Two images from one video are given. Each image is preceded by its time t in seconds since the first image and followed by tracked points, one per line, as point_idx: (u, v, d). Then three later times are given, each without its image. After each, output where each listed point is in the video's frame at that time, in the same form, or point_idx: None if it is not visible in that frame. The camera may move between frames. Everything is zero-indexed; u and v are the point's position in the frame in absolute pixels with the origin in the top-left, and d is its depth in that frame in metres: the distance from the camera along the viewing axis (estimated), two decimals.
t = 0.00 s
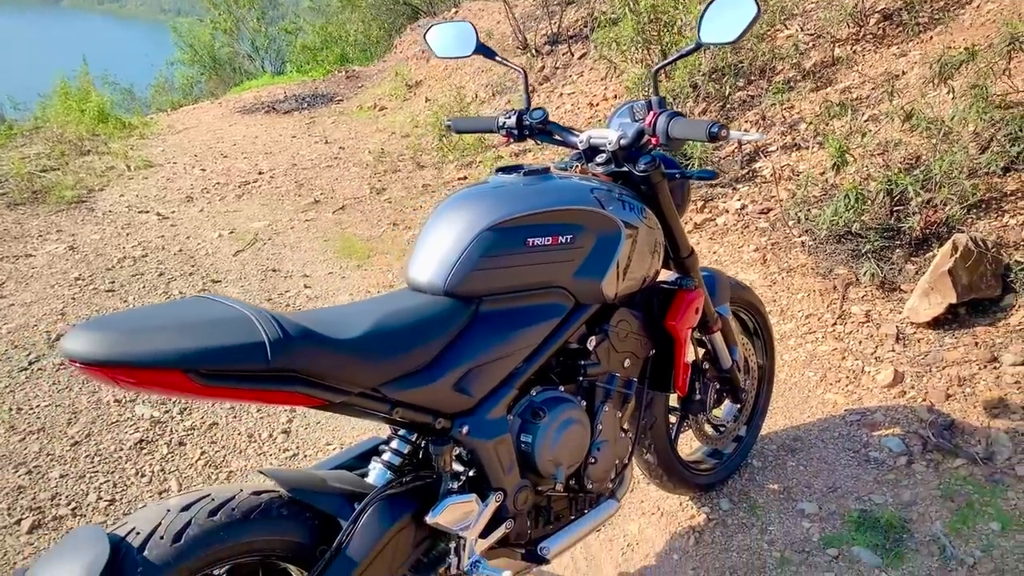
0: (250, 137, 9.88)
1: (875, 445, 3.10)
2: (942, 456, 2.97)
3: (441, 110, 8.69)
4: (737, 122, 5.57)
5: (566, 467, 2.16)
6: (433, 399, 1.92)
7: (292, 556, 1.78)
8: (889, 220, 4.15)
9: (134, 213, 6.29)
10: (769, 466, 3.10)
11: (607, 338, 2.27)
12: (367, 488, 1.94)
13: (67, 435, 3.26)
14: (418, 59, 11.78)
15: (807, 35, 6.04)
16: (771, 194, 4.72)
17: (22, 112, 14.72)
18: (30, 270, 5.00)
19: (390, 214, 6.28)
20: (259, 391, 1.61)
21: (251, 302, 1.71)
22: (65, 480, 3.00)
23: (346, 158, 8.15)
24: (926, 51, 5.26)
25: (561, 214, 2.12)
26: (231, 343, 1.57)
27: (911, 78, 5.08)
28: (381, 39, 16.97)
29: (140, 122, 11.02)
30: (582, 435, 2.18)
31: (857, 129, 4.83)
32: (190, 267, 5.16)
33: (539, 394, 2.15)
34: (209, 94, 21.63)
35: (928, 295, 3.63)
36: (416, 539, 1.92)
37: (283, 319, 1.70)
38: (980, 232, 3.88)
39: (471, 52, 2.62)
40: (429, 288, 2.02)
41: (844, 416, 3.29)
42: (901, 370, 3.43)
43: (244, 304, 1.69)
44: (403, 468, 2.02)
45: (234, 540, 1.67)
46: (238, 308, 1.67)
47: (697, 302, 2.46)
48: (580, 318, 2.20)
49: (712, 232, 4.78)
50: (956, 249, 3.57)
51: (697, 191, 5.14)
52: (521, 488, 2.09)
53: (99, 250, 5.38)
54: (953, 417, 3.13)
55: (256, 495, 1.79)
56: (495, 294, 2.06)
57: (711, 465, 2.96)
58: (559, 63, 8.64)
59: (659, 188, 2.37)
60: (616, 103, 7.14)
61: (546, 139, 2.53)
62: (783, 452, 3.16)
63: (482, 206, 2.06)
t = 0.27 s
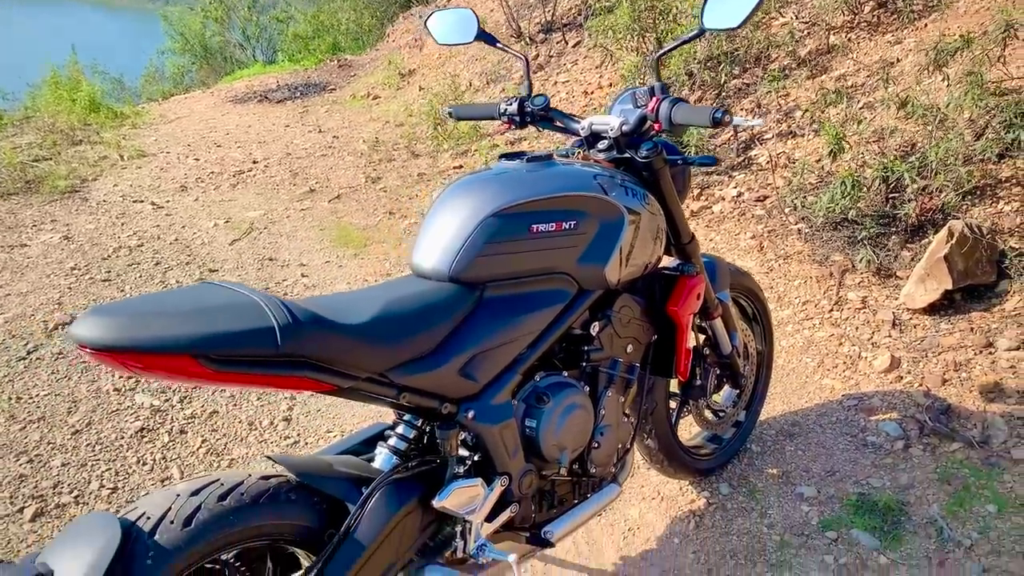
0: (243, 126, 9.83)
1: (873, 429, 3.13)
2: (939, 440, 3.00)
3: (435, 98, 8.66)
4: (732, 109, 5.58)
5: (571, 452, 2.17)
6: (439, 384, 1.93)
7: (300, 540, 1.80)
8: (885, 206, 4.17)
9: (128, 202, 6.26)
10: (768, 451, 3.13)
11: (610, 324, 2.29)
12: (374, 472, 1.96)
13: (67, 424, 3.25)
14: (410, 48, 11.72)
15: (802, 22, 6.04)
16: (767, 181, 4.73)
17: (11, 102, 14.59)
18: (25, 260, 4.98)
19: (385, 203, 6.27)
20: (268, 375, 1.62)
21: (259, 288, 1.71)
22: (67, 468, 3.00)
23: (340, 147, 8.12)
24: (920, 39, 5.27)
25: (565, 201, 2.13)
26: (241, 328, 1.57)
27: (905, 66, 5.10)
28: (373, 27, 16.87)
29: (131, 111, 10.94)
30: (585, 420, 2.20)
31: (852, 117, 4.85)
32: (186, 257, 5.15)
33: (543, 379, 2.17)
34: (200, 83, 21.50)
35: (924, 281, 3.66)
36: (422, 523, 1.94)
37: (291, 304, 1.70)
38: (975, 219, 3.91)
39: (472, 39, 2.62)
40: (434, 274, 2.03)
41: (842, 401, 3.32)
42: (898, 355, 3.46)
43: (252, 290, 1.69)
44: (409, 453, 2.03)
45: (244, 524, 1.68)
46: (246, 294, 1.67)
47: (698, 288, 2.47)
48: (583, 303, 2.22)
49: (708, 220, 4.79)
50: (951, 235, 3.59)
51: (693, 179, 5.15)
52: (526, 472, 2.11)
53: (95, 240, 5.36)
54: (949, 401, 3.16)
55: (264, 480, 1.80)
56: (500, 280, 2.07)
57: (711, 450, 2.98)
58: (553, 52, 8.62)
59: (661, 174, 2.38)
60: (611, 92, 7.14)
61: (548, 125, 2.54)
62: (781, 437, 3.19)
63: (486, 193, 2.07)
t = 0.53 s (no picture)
0: (235, 121, 9.79)
1: (868, 420, 3.16)
2: (934, 430, 3.04)
3: (427, 92, 8.65)
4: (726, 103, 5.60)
5: (573, 443, 2.19)
6: (443, 376, 1.94)
7: (306, 532, 1.81)
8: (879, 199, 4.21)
9: (121, 198, 6.23)
10: (765, 442, 3.16)
11: (611, 316, 2.31)
12: (378, 465, 1.97)
13: (66, 419, 3.25)
14: (402, 42, 11.69)
15: (794, 16, 6.06)
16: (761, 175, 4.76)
17: None
18: (19, 255, 4.96)
19: (380, 197, 6.27)
20: (276, 368, 1.63)
21: (265, 282, 1.72)
22: (66, 463, 3.00)
23: (333, 141, 8.11)
24: (912, 32, 5.30)
25: (566, 194, 2.15)
26: (249, 322, 1.58)
27: (898, 60, 5.13)
28: (364, 21, 16.80)
29: (121, 106, 10.87)
30: (587, 411, 2.22)
31: (846, 110, 4.87)
32: (180, 252, 5.14)
33: (545, 371, 2.19)
34: (189, 78, 21.38)
35: (918, 273, 3.69)
36: (427, 514, 1.95)
37: (298, 298, 1.71)
38: (968, 211, 3.94)
39: (471, 32, 2.63)
40: (437, 267, 2.04)
41: (837, 392, 3.35)
42: (892, 346, 3.50)
43: (258, 284, 1.70)
44: (413, 445, 2.05)
45: (252, 516, 1.69)
46: (253, 288, 1.68)
47: (698, 280, 2.49)
48: (584, 296, 2.24)
49: (703, 213, 4.81)
50: (945, 227, 3.62)
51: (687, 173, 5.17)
52: (529, 463, 2.13)
53: (88, 235, 5.34)
54: (943, 391, 3.20)
55: (270, 473, 1.81)
56: (502, 272, 2.08)
57: (709, 441, 3.01)
58: (545, 46, 8.62)
59: (661, 167, 2.40)
60: (605, 85, 7.14)
61: (547, 119, 2.55)
62: (778, 428, 3.23)
63: (488, 186, 2.08)
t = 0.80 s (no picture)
0: (224, 120, 9.74)
1: (864, 416, 3.19)
2: (929, 425, 3.06)
3: (418, 91, 8.63)
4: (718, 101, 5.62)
5: (575, 441, 2.20)
6: (447, 374, 1.94)
7: (312, 531, 1.80)
8: (871, 197, 4.23)
9: (111, 197, 6.19)
10: (762, 439, 3.18)
11: (612, 314, 2.32)
12: (382, 463, 1.97)
13: (61, 420, 3.23)
14: (391, 40, 11.66)
15: (785, 15, 6.09)
16: (754, 173, 4.78)
17: None
18: (9, 256, 4.92)
19: (372, 196, 6.25)
20: (282, 368, 1.62)
21: (270, 281, 1.71)
22: (62, 464, 2.98)
23: (324, 140, 8.08)
24: (902, 31, 5.34)
25: (568, 192, 2.15)
26: (255, 321, 1.58)
27: (888, 58, 5.17)
28: (352, 20, 16.75)
29: (108, 105, 10.79)
30: (589, 409, 2.22)
31: (837, 108, 4.90)
32: (173, 252, 5.11)
33: (547, 369, 2.20)
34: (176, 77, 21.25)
35: (911, 270, 3.72)
36: (431, 513, 1.95)
37: (303, 297, 1.71)
38: (960, 209, 3.98)
39: (470, 31, 2.63)
40: (439, 266, 2.04)
41: (832, 389, 3.37)
42: (886, 343, 3.53)
43: (263, 283, 1.69)
44: (417, 444, 2.05)
45: (258, 515, 1.68)
46: (258, 287, 1.68)
47: (697, 277, 2.51)
48: (586, 294, 2.24)
49: (696, 211, 4.83)
50: (938, 225, 3.65)
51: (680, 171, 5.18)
52: (532, 461, 2.13)
53: (79, 235, 5.30)
54: (938, 387, 3.22)
55: (275, 472, 1.80)
56: (505, 271, 2.09)
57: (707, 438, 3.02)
58: (536, 45, 8.62)
59: (660, 165, 2.41)
60: (596, 84, 7.16)
61: (546, 118, 2.56)
62: (775, 425, 3.24)
63: (491, 184, 2.08)
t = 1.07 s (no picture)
0: (216, 120, 9.69)
1: (862, 415, 3.20)
2: (928, 424, 3.08)
3: (412, 91, 8.61)
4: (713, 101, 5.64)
5: (580, 441, 2.20)
6: (454, 374, 1.94)
7: (319, 532, 1.79)
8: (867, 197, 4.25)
9: (104, 198, 6.15)
10: (761, 438, 3.19)
11: (615, 314, 2.32)
12: (388, 464, 1.96)
13: (58, 422, 3.21)
14: (383, 40, 11.63)
15: (779, 15, 6.11)
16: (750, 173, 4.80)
17: None
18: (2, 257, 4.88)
19: (367, 197, 6.24)
20: (291, 369, 1.61)
21: (277, 282, 1.71)
22: (60, 467, 2.96)
23: (317, 140, 8.05)
24: (896, 32, 5.36)
25: (572, 192, 2.16)
26: (264, 322, 1.57)
27: (882, 59, 5.19)
28: (343, 19, 16.70)
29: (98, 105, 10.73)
30: (593, 409, 2.22)
31: (832, 108, 4.92)
32: (167, 253, 5.08)
33: (551, 369, 2.20)
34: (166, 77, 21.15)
35: (908, 270, 3.74)
36: (438, 514, 1.95)
37: (311, 298, 1.70)
38: (955, 209, 4.00)
39: (472, 31, 2.62)
40: (444, 266, 2.04)
41: (831, 388, 3.39)
42: (884, 342, 3.54)
43: (271, 284, 1.69)
44: (422, 445, 2.05)
45: (266, 517, 1.67)
46: (266, 288, 1.67)
47: (700, 277, 2.51)
48: (590, 294, 2.25)
49: (692, 211, 4.84)
50: (934, 224, 3.65)
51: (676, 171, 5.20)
52: (537, 461, 2.13)
53: (73, 236, 5.26)
54: (935, 386, 3.24)
55: (282, 473, 1.79)
56: (510, 271, 2.09)
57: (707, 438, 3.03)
58: (529, 44, 8.62)
59: (663, 165, 2.41)
60: (590, 84, 7.16)
61: (548, 118, 2.56)
62: (774, 424, 3.26)
63: (496, 185, 2.08)
